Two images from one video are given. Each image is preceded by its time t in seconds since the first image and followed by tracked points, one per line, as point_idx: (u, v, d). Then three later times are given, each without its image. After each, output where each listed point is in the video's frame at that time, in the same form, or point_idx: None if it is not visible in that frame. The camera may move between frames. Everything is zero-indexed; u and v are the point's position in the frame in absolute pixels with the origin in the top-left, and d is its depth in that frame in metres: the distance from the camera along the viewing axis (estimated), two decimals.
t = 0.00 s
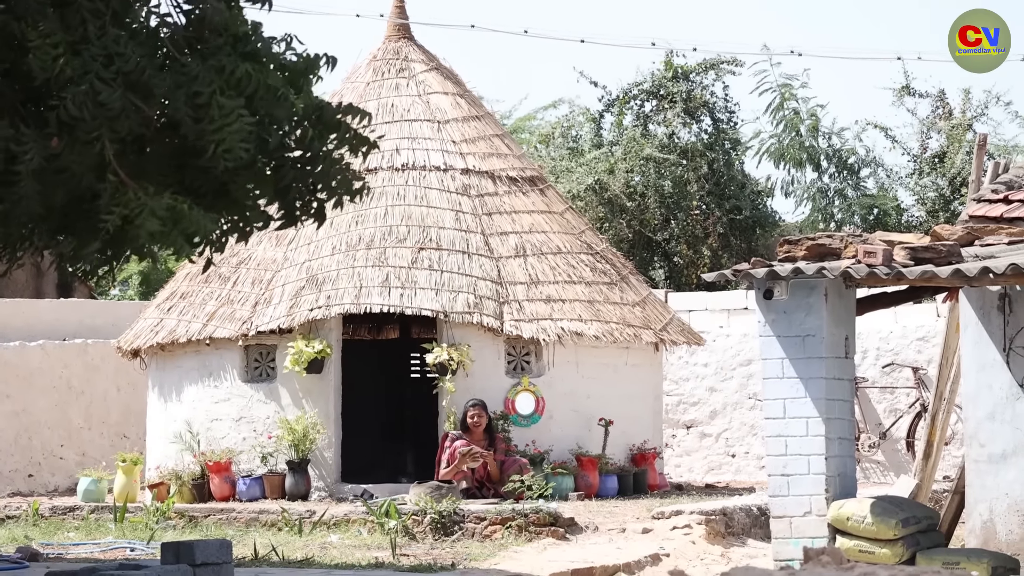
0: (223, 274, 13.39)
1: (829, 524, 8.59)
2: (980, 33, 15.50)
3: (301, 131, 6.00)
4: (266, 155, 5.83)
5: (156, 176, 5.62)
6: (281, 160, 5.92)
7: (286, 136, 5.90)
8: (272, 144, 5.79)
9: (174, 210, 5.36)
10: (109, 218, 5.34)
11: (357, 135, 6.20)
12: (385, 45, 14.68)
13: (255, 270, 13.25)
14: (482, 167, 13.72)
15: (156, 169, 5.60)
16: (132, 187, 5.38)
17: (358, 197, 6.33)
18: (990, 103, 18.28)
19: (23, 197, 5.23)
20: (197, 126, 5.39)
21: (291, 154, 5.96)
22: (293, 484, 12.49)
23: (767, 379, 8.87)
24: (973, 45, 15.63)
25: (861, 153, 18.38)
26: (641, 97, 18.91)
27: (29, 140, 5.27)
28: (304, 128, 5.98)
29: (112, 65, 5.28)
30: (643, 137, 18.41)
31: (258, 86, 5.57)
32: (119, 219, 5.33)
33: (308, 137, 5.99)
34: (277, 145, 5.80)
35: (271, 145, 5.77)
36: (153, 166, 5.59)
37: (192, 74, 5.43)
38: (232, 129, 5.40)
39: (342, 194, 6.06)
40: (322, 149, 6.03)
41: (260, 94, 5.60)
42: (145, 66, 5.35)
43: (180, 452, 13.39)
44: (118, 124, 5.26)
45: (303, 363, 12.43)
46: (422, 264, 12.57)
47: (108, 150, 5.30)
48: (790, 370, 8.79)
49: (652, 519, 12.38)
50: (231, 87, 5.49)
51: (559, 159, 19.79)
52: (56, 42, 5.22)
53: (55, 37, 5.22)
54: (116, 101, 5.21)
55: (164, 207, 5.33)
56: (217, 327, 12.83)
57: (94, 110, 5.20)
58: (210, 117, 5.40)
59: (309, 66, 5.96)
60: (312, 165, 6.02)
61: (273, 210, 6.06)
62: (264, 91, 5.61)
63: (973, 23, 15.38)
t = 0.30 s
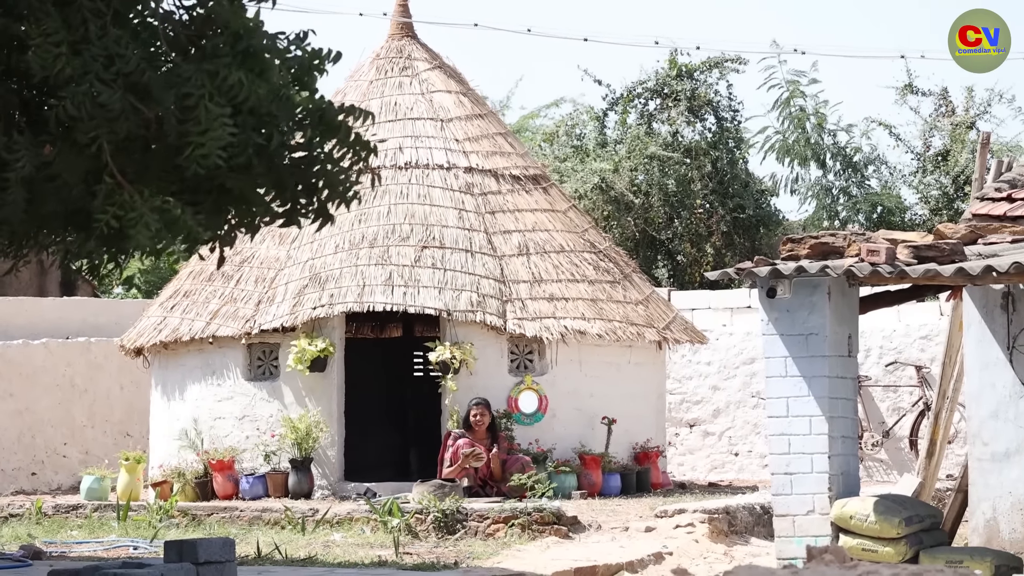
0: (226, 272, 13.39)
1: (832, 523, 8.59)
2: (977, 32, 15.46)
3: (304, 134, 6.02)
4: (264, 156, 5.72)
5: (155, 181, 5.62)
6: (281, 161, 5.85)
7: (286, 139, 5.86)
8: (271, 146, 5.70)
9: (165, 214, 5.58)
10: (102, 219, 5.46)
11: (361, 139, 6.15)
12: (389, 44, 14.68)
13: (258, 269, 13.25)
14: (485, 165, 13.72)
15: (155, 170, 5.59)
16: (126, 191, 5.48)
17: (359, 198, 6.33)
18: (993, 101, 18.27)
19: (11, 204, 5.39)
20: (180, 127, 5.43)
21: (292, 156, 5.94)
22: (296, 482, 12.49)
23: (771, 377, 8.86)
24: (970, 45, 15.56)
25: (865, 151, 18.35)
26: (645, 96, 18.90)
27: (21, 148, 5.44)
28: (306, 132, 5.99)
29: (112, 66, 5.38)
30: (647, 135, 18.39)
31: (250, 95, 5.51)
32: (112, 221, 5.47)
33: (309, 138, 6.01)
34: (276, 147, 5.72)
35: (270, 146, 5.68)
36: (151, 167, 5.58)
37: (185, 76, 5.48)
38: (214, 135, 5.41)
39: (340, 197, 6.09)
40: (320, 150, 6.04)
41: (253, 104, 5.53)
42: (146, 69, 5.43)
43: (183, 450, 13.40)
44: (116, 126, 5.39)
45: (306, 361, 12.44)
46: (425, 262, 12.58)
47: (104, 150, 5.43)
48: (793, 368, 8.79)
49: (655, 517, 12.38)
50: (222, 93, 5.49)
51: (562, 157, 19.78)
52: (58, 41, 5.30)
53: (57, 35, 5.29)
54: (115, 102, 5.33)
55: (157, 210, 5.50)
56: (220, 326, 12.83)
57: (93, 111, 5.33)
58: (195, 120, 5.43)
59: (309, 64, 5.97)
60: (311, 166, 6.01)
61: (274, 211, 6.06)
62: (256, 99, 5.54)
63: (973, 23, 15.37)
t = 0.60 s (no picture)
0: (228, 273, 13.39)
1: (834, 524, 8.59)
2: (980, 33, 15.47)
3: (294, 143, 6.21)
4: (258, 162, 5.95)
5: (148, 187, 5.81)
6: (273, 171, 6.04)
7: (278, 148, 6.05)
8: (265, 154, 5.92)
9: (162, 219, 5.79)
10: (96, 224, 5.61)
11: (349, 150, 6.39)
12: (390, 45, 14.68)
13: (260, 270, 13.25)
14: (487, 166, 13.72)
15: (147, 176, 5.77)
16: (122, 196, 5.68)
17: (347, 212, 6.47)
18: (995, 102, 18.26)
19: None
20: (182, 137, 5.61)
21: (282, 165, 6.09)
22: (297, 483, 12.49)
23: (772, 378, 8.85)
24: (975, 46, 15.59)
25: (867, 151, 18.35)
26: (647, 97, 18.90)
27: (5, 152, 5.50)
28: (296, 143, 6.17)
29: (109, 73, 5.52)
30: (649, 136, 18.38)
31: (247, 106, 5.68)
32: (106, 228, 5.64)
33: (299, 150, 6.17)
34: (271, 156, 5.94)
35: (265, 153, 5.89)
36: (144, 169, 5.74)
37: (182, 84, 5.59)
38: (215, 143, 5.61)
39: (326, 210, 6.29)
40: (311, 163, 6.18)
41: (250, 115, 5.70)
42: (142, 77, 5.56)
43: (184, 451, 13.40)
44: (112, 131, 5.54)
45: (307, 362, 12.42)
46: (426, 263, 12.58)
47: (99, 155, 5.57)
48: (795, 369, 8.78)
49: (657, 518, 12.39)
50: (219, 103, 5.64)
51: (564, 158, 19.75)
52: (55, 47, 5.45)
53: (54, 42, 5.45)
54: (112, 109, 5.48)
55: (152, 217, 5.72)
56: (222, 327, 12.84)
57: (90, 116, 5.48)
58: (196, 129, 5.61)
59: (308, 72, 6.16)
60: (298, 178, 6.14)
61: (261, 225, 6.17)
62: (253, 110, 5.71)
63: (973, 22, 15.37)
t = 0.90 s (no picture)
0: (231, 275, 13.39)
1: (837, 526, 8.59)
2: (978, 32, 15.45)
3: (281, 159, 6.19)
4: (243, 175, 6.00)
5: (136, 193, 5.83)
6: (258, 184, 6.06)
7: (268, 161, 6.09)
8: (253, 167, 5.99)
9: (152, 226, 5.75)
10: (83, 227, 5.63)
11: (332, 176, 6.37)
12: (393, 47, 14.68)
13: (262, 271, 13.24)
14: (490, 168, 13.71)
15: (137, 184, 5.83)
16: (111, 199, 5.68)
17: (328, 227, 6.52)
18: (999, 103, 18.23)
19: None
20: (174, 142, 5.69)
21: (269, 178, 6.11)
22: (300, 485, 12.50)
23: (774, 380, 8.86)
24: (972, 46, 15.54)
25: (870, 153, 18.33)
26: (649, 98, 18.89)
27: (6, 151, 5.55)
28: (286, 157, 6.15)
29: (103, 74, 5.58)
30: (651, 138, 18.34)
31: (244, 111, 5.77)
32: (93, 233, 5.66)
33: (286, 165, 6.16)
34: (259, 166, 6.00)
35: (252, 164, 5.95)
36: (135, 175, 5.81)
37: (177, 90, 5.67)
38: (207, 147, 5.68)
39: (303, 228, 6.30)
40: (294, 177, 6.19)
41: (245, 120, 5.80)
42: (137, 80, 5.62)
43: (187, 453, 13.41)
44: (104, 135, 5.58)
45: (310, 364, 12.43)
46: (428, 265, 12.59)
47: (91, 157, 5.60)
48: (797, 371, 8.78)
49: (660, 520, 12.39)
50: (214, 109, 5.73)
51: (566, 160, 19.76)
52: (52, 47, 5.53)
53: (51, 42, 5.53)
54: (104, 111, 5.52)
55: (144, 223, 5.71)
56: (225, 328, 12.84)
57: (81, 118, 5.53)
58: (188, 134, 5.68)
59: (299, 99, 6.18)
60: (284, 193, 6.16)
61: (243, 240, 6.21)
62: (249, 116, 5.81)
63: (973, 22, 15.38)
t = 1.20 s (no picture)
0: (236, 275, 13.40)
1: (842, 527, 8.59)
2: (978, 32, 15.46)
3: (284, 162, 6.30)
4: (241, 178, 6.05)
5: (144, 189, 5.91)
6: (258, 186, 6.17)
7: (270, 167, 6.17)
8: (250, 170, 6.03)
9: (159, 219, 5.65)
10: (93, 223, 5.62)
11: (335, 176, 6.53)
12: (399, 47, 14.68)
13: (268, 272, 13.24)
14: (495, 168, 13.70)
15: (139, 182, 5.92)
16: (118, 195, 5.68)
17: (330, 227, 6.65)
18: (1005, 104, 18.22)
19: (28, 188, 5.54)
20: (167, 142, 5.71)
21: (268, 183, 6.19)
22: (306, 485, 12.50)
23: (780, 380, 8.85)
24: (973, 46, 15.56)
25: (876, 154, 18.33)
26: (655, 98, 18.87)
27: (31, 134, 5.62)
28: (287, 159, 6.27)
29: (109, 69, 5.64)
30: (657, 139, 18.38)
31: (236, 115, 5.81)
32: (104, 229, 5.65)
33: (289, 168, 6.26)
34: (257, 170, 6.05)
35: (248, 168, 5.99)
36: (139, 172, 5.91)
37: (173, 90, 5.70)
38: (201, 149, 5.69)
39: (311, 230, 6.43)
40: (297, 180, 6.32)
41: (238, 124, 5.84)
42: (140, 74, 5.69)
43: (193, 453, 13.41)
44: (108, 128, 5.65)
45: (316, 364, 12.45)
46: (434, 266, 12.60)
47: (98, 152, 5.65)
48: (803, 371, 8.77)
49: (665, 521, 12.41)
50: (208, 111, 5.75)
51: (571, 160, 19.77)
52: (57, 42, 5.54)
53: (56, 36, 5.54)
54: (110, 104, 5.60)
55: (150, 216, 5.64)
56: (230, 328, 12.85)
57: (90, 112, 5.59)
58: (183, 135, 5.70)
59: (295, 99, 6.32)
60: (285, 196, 6.28)
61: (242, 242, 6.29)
62: (242, 121, 5.85)
63: (973, 22, 15.38)
